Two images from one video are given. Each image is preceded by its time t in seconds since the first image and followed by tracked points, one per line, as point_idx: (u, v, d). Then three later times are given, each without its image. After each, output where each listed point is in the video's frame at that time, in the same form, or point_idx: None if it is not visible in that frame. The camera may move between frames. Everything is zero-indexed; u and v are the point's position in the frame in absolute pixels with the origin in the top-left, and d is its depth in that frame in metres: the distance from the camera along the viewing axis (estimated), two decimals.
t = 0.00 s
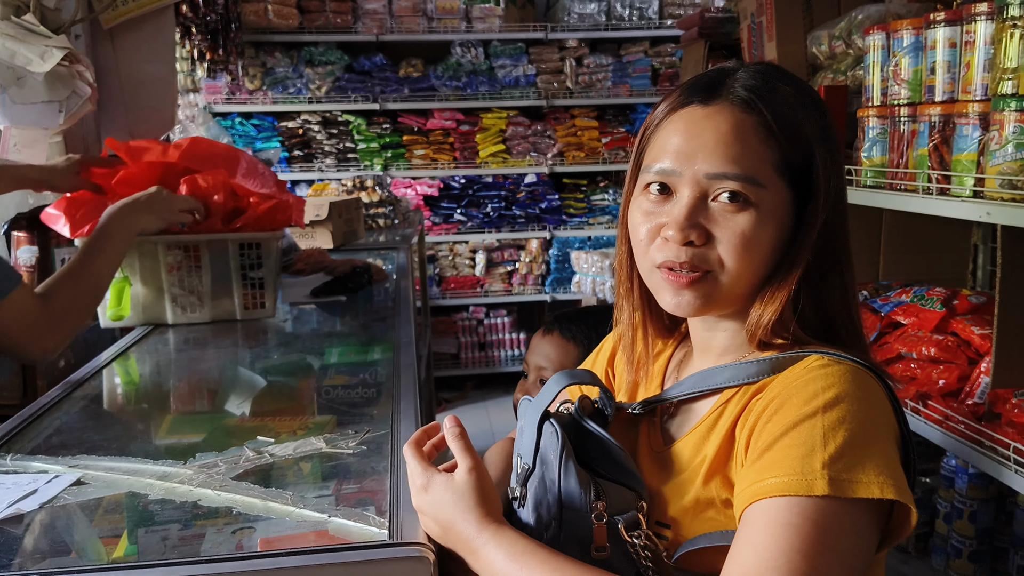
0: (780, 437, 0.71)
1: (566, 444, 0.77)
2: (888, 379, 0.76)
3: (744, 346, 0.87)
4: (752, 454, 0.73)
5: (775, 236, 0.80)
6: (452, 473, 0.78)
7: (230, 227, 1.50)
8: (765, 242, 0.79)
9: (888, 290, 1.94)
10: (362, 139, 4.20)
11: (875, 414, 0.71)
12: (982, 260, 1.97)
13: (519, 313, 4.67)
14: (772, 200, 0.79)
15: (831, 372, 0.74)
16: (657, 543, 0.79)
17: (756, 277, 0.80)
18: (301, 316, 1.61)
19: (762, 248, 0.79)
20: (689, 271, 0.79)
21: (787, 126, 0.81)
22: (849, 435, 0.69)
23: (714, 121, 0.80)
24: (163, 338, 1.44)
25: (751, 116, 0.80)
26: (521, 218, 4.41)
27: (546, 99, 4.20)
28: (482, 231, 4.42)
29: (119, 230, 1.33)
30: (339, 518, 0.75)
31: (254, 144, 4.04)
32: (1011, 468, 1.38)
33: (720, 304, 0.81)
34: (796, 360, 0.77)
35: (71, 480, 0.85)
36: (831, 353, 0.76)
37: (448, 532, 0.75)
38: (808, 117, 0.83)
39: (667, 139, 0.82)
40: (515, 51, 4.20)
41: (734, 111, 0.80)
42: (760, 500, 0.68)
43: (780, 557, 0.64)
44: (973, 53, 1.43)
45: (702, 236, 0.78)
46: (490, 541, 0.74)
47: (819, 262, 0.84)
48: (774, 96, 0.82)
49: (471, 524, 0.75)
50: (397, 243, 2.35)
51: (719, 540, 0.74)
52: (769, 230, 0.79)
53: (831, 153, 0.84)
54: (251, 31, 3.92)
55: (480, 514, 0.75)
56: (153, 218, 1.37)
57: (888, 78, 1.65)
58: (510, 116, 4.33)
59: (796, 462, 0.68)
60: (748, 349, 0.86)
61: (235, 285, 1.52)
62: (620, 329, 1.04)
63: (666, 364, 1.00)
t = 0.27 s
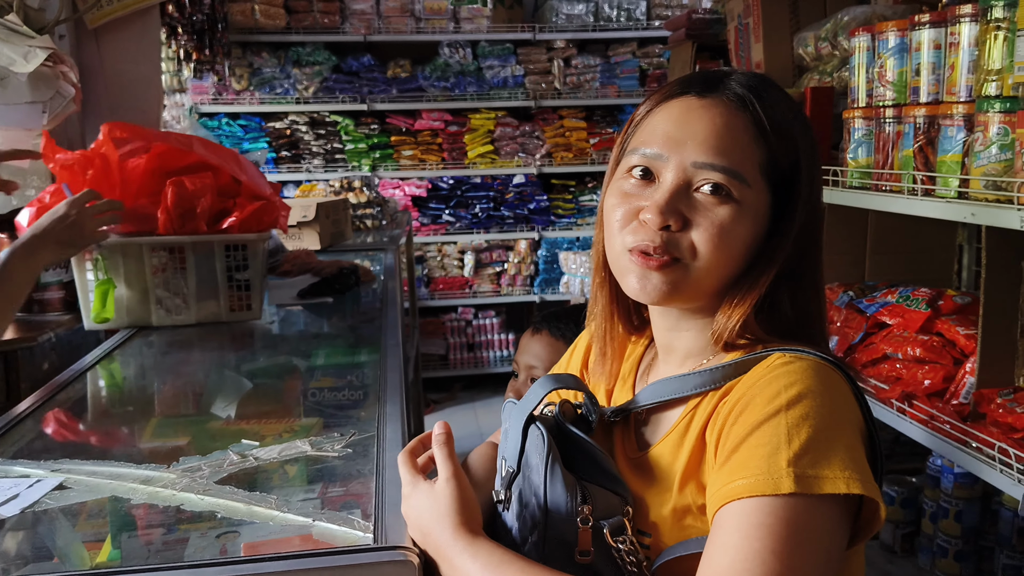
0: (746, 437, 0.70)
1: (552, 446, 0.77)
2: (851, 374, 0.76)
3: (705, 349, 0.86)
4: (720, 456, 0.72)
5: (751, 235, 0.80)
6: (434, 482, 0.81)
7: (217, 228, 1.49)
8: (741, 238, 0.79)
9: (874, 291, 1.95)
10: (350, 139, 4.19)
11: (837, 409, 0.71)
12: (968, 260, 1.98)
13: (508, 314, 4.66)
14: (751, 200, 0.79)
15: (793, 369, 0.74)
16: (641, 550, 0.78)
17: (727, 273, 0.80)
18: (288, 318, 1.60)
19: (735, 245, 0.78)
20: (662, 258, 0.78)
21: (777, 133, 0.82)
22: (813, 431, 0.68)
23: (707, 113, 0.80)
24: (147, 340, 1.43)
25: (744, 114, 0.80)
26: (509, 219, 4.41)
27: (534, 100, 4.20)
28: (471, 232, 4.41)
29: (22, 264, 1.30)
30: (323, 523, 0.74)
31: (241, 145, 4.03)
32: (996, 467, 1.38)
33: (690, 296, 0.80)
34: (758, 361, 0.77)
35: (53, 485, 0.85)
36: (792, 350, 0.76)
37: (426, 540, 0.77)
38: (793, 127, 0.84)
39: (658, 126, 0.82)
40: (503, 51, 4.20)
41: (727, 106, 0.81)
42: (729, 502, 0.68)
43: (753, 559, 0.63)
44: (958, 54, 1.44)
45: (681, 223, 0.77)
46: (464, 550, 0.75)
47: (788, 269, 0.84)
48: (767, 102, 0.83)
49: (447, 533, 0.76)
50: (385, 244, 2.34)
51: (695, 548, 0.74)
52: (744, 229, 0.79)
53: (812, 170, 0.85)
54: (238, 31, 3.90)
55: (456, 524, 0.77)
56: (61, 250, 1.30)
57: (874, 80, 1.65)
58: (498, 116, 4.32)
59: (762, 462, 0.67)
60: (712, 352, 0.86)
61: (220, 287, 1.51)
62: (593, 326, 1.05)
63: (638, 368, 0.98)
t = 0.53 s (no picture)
0: (728, 442, 0.70)
1: (539, 451, 0.76)
2: (833, 377, 0.76)
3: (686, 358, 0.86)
4: (703, 462, 0.72)
5: (723, 245, 0.79)
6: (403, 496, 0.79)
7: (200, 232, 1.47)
8: (712, 250, 0.78)
9: (860, 292, 1.95)
10: (336, 140, 4.17)
11: (818, 412, 0.70)
12: (952, 261, 2.00)
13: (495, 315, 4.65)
14: (722, 210, 0.78)
15: (774, 373, 0.73)
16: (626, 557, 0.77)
17: (700, 285, 0.79)
18: (273, 321, 1.59)
19: (708, 258, 0.78)
20: (634, 272, 0.78)
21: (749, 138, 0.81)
22: (795, 435, 0.68)
23: (676, 123, 0.79)
24: (130, 344, 1.41)
25: (712, 122, 0.79)
26: (496, 220, 4.40)
27: (520, 101, 4.19)
28: (458, 233, 4.40)
29: None
30: (307, 529, 0.73)
31: (226, 146, 4.00)
32: (983, 468, 1.38)
33: (664, 309, 0.80)
34: (740, 365, 0.77)
35: (32, 492, 0.83)
36: (775, 354, 0.76)
37: (409, 549, 0.77)
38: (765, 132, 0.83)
39: (626, 136, 0.82)
40: (489, 52, 4.20)
41: (695, 115, 0.80)
42: (712, 508, 0.67)
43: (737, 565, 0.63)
44: (944, 56, 1.44)
45: (650, 237, 0.77)
46: (447, 562, 0.77)
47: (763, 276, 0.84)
48: (738, 108, 0.82)
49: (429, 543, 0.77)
50: (371, 245, 2.33)
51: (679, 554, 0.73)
52: (717, 239, 0.78)
53: (786, 174, 0.84)
54: (222, 31, 3.87)
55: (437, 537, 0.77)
56: None
57: (859, 81, 1.65)
58: (485, 117, 4.31)
59: (744, 467, 0.67)
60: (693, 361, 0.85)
61: (204, 290, 1.50)
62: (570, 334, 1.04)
63: (620, 374, 0.98)
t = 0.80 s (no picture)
0: (726, 443, 0.70)
1: (532, 451, 0.76)
2: (831, 377, 0.76)
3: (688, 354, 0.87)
4: (700, 462, 0.72)
5: (682, 245, 0.79)
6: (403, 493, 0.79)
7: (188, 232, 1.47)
8: (664, 253, 0.78)
9: (849, 292, 1.96)
10: (324, 141, 4.15)
11: (816, 413, 0.71)
12: (940, 261, 2.03)
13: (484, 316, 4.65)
14: (673, 215, 0.78)
15: (772, 374, 0.73)
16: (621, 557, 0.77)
17: (662, 287, 0.79)
18: (262, 323, 1.58)
19: (661, 262, 0.79)
20: (593, 282, 0.81)
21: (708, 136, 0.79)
22: (792, 436, 0.68)
23: (624, 134, 0.80)
24: (117, 346, 1.40)
25: (654, 128, 0.80)
26: (485, 221, 4.40)
27: (509, 102, 4.19)
28: (447, 234, 4.39)
29: None
30: (298, 532, 0.72)
31: (213, 147, 3.98)
32: (972, 466, 1.39)
33: (631, 313, 0.81)
34: (739, 366, 0.77)
35: (19, 496, 0.82)
36: (773, 355, 0.76)
37: (401, 549, 0.75)
38: (722, 124, 0.80)
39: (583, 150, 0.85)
40: (478, 53, 4.20)
41: (638, 123, 0.81)
42: (709, 509, 0.67)
43: (734, 565, 0.63)
44: (931, 56, 1.45)
45: (599, 246, 0.79)
46: (441, 560, 0.74)
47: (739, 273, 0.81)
48: (696, 108, 0.80)
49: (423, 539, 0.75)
50: (360, 247, 2.32)
51: (674, 554, 0.74)
52: (670, 244, 0.79)
53: (762, 167, 0.81)
54: (210, 32, 3.85)
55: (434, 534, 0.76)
56: None
57: (847, 82, 1.66)
58: (473, 118, 4.31)
59: (741, 468, 0.67)
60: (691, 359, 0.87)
61: (193, 291, 1.49)
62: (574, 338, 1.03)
63: (621, 374, 0.98)
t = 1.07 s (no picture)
0: (733, 442, 0.70)
1: (535, 449, 0.75)
2: (838, 376, 0.76)
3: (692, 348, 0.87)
4: (706, 461, 0.72)
5: (640, 231, 0.81)
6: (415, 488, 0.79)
7: (186, 232, 1.46)
8: (623, 239, 0.81)
9: (846, 290, 1.96)
10: (319, 142, 4.14)
11: (824, 413, 0.71)
12: (937, 259, 2.02)
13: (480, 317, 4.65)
14: (626, 204, 0.81)
15: (780, 373, 0.73)
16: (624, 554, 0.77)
17: (628, 274, 0.82)
18: (258, 323, 1.57)
19: (618, 251, 0.82)
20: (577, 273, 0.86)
21: (658, 122, 0.80)
22: (801, 436, 0.68)
23: (589, 132, 0.85)
24: (114, 347, 1.40)
25: (611, 120, 0.83)
26: (481, 221, 4.39)
27: (504, 102, 4.19)
28: (442, 234, 4.40)
29: None
30: (300, 530, 0.72)
31: (208, 147, 3.97)
32: (970, 464, 1.39)
33: (610, 303, 0.84)
34: (746, 364, 0.77)
35: (18, 496, 0.82)
36: (781, 354, 0.76)
37: (407, 545, 0.76)
38: (677, 107, 0.80)
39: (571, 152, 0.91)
40: (473, 53, 4.19)
41: (601, 117, 0.85)
42: (716, 508, 0.67)
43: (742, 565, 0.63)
44: (928, 55, 1.45)
45: (571, 238, 0.85)
46: (444, 556, 0.73)
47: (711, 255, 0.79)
48: (650, 97, 0.82)
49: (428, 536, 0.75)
50: (356, 247, 2.31)
51: (678, 553, 0.73)
52: (625, 233, 0.81)
53: (728, 146, 0.79)
54: (204, 32, 3.84)
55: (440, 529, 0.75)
56: None
57: (844, 80, 1.66)
58: (468, 119, 4.30)
59: (750, 468, 0.67)
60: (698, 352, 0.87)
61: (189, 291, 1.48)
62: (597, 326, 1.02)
63: (627, 373, 0.97)
